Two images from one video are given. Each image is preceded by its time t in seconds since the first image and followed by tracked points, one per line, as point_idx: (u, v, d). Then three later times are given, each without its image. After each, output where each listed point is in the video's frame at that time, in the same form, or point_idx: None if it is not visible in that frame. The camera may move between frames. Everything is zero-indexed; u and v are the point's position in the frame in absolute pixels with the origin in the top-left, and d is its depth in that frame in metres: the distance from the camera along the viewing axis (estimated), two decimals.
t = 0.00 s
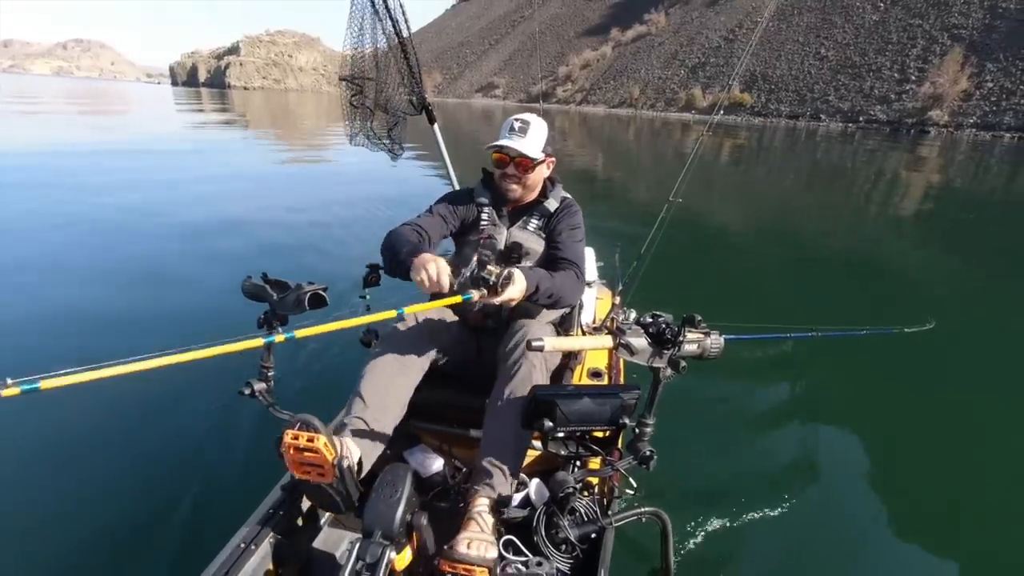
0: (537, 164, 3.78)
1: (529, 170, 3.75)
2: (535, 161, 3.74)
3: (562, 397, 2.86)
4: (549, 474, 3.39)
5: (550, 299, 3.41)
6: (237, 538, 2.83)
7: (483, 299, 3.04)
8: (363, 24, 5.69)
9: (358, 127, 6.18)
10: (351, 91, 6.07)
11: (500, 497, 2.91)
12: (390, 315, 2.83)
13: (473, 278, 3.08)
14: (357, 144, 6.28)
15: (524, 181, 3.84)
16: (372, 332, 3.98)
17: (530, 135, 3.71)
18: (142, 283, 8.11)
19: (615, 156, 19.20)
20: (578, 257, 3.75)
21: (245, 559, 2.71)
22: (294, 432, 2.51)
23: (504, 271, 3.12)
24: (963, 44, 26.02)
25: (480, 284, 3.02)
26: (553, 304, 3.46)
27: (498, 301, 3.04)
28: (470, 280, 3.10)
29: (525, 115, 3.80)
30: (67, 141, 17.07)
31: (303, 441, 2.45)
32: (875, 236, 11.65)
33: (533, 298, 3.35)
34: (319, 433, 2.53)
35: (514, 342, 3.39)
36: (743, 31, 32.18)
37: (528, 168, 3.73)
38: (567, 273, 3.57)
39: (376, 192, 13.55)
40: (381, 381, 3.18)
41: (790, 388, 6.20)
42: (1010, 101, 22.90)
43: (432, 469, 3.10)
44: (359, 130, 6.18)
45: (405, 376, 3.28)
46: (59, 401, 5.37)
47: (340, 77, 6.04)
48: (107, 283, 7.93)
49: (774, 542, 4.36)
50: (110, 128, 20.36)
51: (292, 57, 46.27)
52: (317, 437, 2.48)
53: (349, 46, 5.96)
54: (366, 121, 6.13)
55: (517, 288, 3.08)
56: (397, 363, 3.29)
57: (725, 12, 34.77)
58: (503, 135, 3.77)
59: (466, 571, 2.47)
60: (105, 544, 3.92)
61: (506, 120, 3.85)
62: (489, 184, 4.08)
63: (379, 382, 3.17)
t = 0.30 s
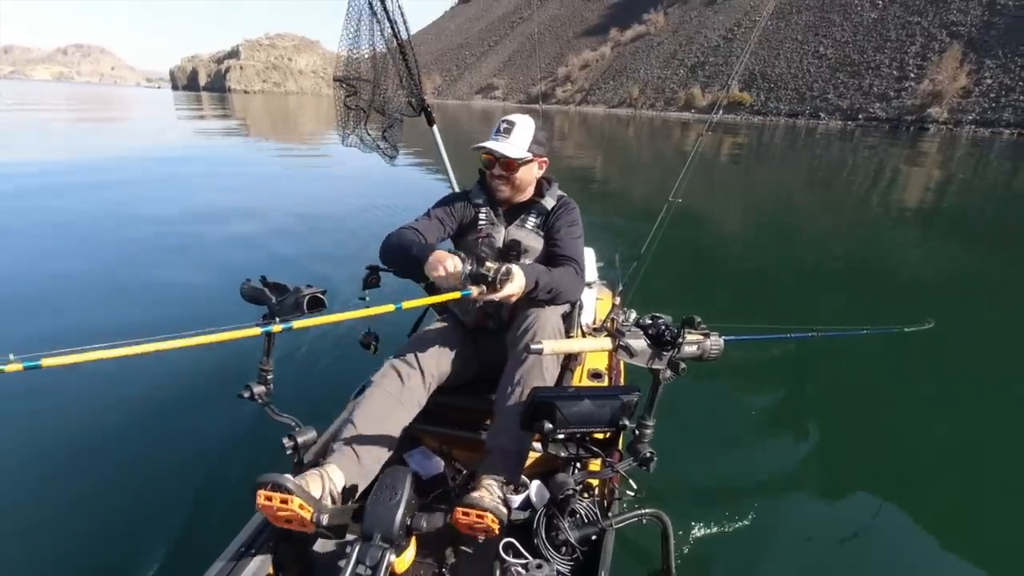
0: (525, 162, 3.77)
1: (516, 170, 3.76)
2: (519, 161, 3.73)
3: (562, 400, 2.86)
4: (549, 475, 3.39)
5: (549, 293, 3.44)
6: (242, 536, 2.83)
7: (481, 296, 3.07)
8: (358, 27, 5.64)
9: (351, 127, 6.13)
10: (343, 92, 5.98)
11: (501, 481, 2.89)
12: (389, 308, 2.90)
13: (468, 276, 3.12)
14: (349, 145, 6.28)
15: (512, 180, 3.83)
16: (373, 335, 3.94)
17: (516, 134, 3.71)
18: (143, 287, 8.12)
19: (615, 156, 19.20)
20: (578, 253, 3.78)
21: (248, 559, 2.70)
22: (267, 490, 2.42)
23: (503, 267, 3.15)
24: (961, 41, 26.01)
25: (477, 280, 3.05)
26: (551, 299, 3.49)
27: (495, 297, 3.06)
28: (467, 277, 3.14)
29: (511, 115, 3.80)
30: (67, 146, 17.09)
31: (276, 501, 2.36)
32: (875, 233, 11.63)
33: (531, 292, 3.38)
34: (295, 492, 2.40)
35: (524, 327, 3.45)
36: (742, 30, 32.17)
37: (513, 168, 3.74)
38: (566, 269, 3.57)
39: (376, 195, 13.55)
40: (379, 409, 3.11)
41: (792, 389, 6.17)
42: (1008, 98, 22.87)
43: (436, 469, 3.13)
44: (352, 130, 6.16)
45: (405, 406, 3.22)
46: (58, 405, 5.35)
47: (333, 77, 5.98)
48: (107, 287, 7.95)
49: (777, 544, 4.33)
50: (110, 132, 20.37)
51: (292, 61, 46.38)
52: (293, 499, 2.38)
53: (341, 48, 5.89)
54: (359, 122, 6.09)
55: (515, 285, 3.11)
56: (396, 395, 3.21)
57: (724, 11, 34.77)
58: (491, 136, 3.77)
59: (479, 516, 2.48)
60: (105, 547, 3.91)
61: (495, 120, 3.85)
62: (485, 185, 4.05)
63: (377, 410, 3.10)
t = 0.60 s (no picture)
0: (524, 162, 3.74)
1: (517, 169, 3.75)
2: (518, 161, 3.72)
3: (568, 401, 2.85)
4: (556, 478, 3.36)
5: (553, 291, 3.43)
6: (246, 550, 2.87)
7: (484, 293, 3.04)
8: (357, 31, 5.68)
9: (350, 132, 6.08)
10: (341, 97, 5.95)
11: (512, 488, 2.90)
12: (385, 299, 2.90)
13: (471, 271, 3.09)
14: (349, 149, 6.26)
15: (512, 180, 3.81)
16: (375, 341, 3.94)
17: (512, 135, 3.68)
18: (143, 291, 8.11)
19: (614, 156, 19.20)
20: (584, 252, 3.77)
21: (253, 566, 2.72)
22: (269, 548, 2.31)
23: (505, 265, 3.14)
24: (957, 40, 26.05)
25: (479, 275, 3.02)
26: (558, 296, 3.48)
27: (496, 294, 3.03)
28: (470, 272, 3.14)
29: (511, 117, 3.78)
30: (66, 149, 17.04)
31: (279, 560, 2.26)
32: (875, 233, 11.63)
33: (535, 290, 3.38)
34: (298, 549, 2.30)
35: (534, 320, 3.50)
36: (739, 31, 32.22)
37: (512, 168, 3.74)
38: (572, 268, 3.56)
39: (375, 197, 13.53)
40: (388, 424, 3.07)
41: (797, 389, 6.16)
42: (1004, 96, 22.92)
43: (443, 473, 3.08)
44: (352, 135, 6.15)
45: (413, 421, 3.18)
46: (59, 413, 5.33)
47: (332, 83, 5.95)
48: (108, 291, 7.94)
49: (781, 543, 4.33)
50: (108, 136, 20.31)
51: (290, 63, 46.36)
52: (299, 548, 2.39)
53: (340, 53, 5.88)
54: (358, 127, 6.05)
55: (517, 281, 3.09)
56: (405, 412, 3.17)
57: (721, 11, 34.81)
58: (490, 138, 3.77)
59: (492, 475, 2.55)
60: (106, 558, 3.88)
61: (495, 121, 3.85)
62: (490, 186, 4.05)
63: (387, 426, 3.06)
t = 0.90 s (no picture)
0: (527, 161, 3.73)
1: (522, 169, 3.76)
2: (521, 160, 3.71)
3: (570, 400, 2.85)
4: (560, 477, 3.35)
5: (560, 289, 3.46)
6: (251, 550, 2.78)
7: (489, 293, 3.06)
8: (356, 35, 5.65)
9: (354, 136, 6.12)
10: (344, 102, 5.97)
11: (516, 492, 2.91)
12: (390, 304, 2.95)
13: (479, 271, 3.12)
14: (351, 154, 6.26)
15: (516, 180, 3.81)
16: (379, 343, 3.93)
17: (516, 134, 3.69)
18: (141, 290, 8.11)
19: (611, 156, 19.24)
20: (589, 251, 3.81)
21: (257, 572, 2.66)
22: None
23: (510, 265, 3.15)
24: (951, 41, 26.16)
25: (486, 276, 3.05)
26: (563, 295, 3.52)
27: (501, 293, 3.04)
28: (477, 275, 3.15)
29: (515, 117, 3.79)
30: (62, 149, 16.98)
31: None
32: (871, 232, 11.66)
33: (541, 290, 3.40)
34: None
35: (529, 320, 3.50)
36: (735, 31, 32.31)
37: (515, 167, 3.73)
38: (578, 267, 3.59)
39: (373, 197, 13.53)
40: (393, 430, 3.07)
41: (800, 388, 6.16)
42: (997, 97, 23.01)
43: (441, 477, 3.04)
44: (355, 138, 6.15)
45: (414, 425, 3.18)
46: (57, 418, 5.30)
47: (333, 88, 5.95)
48: (106, 291, 7.94)
49: (781, 539, 4.33)
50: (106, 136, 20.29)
51: (287, 63, 46.29)
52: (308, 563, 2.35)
53: (341, 56, 5.87)
54: (361, 130, 6.10)
55: (522, 281, 3.11)
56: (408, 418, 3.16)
57: (717, 12, 34.88)
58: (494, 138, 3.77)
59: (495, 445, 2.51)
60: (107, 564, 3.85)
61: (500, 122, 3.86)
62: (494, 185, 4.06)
63: (394, 428, 3.08)
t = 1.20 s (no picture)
0: (525, 162, 3.74)
1: (519, 170, 3.76)
2: (519, 162, 3.72)
3: (569, 401, 2.85)
4: (560, 478, 3.35)
5: (558, 296, 3.47)
6: (250, 551, 2.76)
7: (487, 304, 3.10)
8: (355, 35, 5.64)
9: (352, 136, 6.10)
10: (342, 102, 5.97)
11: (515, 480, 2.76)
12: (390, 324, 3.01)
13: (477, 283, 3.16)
14: (349, 154, 6.26)
15: (514, 182, 3.81)
16: (380, 343, 3.94)
17: (514, 135, 3.68)
18: (140, 289, 8.11)
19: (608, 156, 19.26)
20: (589, 255, 3.81)
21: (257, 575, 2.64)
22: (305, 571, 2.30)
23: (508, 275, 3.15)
24: (945, 42, 26.26)
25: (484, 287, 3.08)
26: (563, 301, 3.51)
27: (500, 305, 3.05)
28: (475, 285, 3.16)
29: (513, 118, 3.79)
30: (58, 149, 16.92)
31: None
32: (867, 232, 11.69)
33: (539, 299, 3.42)
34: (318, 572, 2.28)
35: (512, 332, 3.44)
36: (732, 32, 32.34)
37: (513, 169, 3.73)
38: (578, 273, 3.60)
39: (370, 197, 13.52)
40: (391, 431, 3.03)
41: (802, 389, 6.16)
42: (992, 98, 23.09)
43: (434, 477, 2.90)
44: (353, 139, 6.15)
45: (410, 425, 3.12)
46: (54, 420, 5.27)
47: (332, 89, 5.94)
48: (103, 291, 7.94)
49: (783, 539, 4.33)
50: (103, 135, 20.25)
51: (284, 62, 46.27)
52: None
53: (339, 55, 5.87)
54: (359, 131, 6.09)
55: (521, 291, 3.09)
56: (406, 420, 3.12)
57: (713, 12, 34.92)
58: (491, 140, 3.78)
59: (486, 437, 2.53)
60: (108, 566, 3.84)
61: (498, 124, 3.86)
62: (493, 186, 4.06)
63: (393, 429, 3.05)
